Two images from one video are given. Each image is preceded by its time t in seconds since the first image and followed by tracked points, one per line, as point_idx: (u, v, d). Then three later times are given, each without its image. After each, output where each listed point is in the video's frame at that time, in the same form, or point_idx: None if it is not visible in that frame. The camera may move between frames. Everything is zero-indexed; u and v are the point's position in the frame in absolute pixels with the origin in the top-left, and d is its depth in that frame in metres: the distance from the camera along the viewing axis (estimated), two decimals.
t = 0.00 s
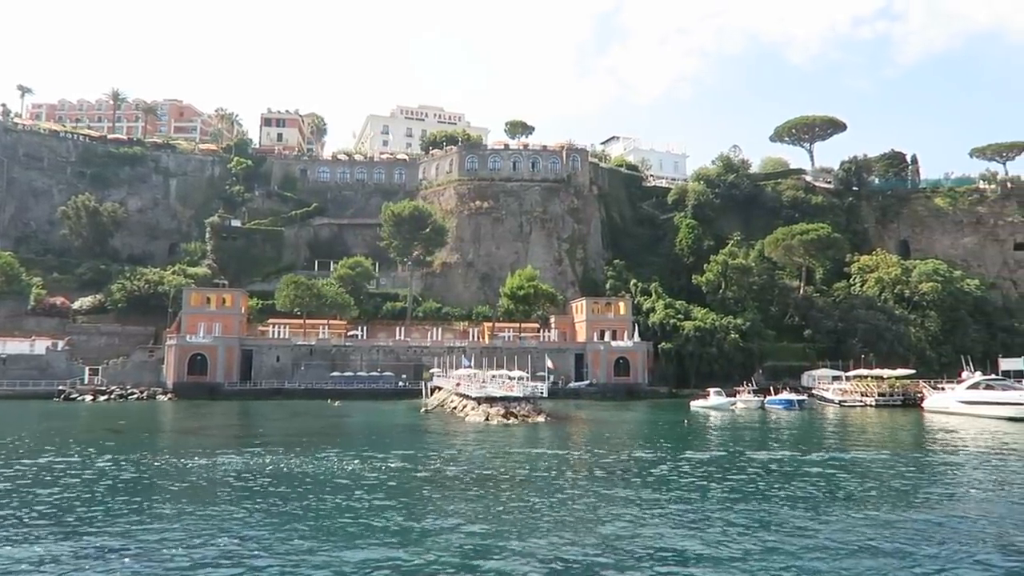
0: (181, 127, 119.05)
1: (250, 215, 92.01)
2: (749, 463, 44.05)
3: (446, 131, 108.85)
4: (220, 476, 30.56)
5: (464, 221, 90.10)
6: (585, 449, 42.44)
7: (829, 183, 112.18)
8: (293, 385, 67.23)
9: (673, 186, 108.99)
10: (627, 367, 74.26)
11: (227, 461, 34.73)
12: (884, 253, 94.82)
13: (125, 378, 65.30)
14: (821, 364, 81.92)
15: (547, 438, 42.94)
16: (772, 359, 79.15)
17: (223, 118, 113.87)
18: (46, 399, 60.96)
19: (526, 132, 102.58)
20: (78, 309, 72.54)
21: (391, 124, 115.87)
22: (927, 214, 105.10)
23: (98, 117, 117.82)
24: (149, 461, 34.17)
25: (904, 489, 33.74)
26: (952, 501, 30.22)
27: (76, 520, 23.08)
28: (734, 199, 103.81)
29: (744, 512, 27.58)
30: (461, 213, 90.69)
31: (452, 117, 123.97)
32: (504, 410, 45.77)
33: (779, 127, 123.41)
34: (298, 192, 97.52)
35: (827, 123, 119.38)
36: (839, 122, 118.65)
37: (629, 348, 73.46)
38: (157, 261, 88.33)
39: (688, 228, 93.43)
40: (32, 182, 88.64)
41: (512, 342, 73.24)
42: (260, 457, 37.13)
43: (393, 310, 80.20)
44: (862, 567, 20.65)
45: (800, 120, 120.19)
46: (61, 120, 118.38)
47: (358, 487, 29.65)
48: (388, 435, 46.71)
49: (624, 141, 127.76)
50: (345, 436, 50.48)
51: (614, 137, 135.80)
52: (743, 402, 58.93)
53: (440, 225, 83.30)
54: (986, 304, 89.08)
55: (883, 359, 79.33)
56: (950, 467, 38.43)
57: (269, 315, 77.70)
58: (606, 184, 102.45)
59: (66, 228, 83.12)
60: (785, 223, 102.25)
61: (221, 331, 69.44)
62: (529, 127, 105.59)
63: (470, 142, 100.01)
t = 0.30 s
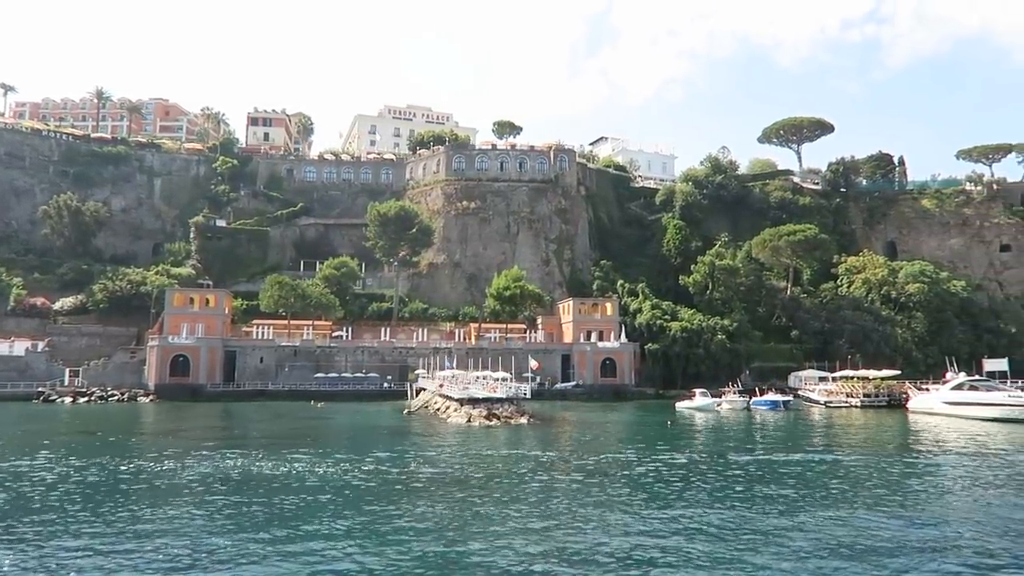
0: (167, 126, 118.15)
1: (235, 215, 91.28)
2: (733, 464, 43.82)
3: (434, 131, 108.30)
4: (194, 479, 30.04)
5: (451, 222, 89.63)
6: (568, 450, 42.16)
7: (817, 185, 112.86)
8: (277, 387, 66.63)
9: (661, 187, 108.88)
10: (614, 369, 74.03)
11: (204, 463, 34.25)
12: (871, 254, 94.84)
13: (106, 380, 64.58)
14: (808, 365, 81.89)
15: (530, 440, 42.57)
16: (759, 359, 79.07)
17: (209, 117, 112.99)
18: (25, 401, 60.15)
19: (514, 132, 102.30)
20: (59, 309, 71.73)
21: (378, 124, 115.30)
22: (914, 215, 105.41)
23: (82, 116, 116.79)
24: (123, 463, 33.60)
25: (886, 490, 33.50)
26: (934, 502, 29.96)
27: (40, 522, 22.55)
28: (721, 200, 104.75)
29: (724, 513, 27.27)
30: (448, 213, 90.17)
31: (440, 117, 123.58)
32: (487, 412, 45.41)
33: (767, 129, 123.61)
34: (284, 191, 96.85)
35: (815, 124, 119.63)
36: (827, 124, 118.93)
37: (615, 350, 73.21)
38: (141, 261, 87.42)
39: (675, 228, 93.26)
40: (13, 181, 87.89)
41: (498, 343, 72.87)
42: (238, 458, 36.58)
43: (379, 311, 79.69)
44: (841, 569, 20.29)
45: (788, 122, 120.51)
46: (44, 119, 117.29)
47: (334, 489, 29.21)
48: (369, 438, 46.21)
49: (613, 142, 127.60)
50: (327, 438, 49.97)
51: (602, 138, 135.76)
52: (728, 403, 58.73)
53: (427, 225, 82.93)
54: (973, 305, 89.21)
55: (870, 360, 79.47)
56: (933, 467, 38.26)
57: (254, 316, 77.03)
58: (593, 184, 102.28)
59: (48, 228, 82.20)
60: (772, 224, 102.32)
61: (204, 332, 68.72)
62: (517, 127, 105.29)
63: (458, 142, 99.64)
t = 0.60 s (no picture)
0: (151, 125, 117.24)
1: (219, 215, 90.42)
2: (717, 465, 43.56)
3: (421, 131, 107.82)
4: (167, 480, 29.52)
5: (437, 222, 89.01)
6: (552, 451, 41.87)
7: (804, 186, 113.17)
8: (260, 388, 65.93)
9: (649, 187, 108.80)
10: (600, 369, 73.78)
11: (179, 465, 33.67)
12: (858, 255, 94.99)
13: (86, 381, 63.78)
14: (795, 365, 81.90)
15: (513, 441, 42.21)
16: (746, 360, 78.99)
17: (194, 117, 112.14)
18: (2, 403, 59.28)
19: (501, 132, 101.97)
20: (39, 310, 70.85)
21: (365, 124, 114.76)
22: (900, 217, 105.77)
23: (65, 115, 115.69)
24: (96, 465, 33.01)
25: (870, 491, 33.27)
26: (916, 503, 29.73)
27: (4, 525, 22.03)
28: (709, 201, 105.03)
29: (705, 513, 26.94)
30: (434, 214, 89.60)
31: (428, 117, 123.13)
32: (469, 413, 45.01)
33: (754, 130, 123.85)
34: (269, 192, 96.10)
35: (802, 125, 119.94)
36: (814, 125, 119.22)
37: (602, 350, 72.96)
38: (123, 261, 86.47)
39: (663, 229, 93.08)
40: None
41: (484, 344, 72.49)
42: (214, 461, 36.02)
43: (364, 312, 79.14)
44: (820, 568, 20.02)
45: (775, 123, 120.81)
46: (27, 118, 116.13)
47: (310, 492, 28.71)
48: (351, 440, 45.72)
49: (601, 142, 127.49)
50: (308, 439, 49.38)
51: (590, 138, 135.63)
52: (714, 404, 58.52)
53: (413, 226, 82.47)
54: (959, 305, 89.42)
55: (856, 360, 79.71)
56: (917, 468, 38.12)
57: (237, 317, 76.33)
58: (581, 185, 102.08)
59: (28, 228, 81.24)
60: (759, 225, 102.40)
61: (186, 333, 67.95)
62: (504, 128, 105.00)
63: (444, 142, 99.26)
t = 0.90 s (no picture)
0: (134, 124, 116.19)
1: (201, 215, 89.54)
2: (698, 466, 43.34)
3: (406, 131, 107.27)
4: (135, 483, 28.91)
5: (422, 222, 88.43)
6: (531, 452, 41.58)
7: (789, 187, 113.39)
8: (240, 389, 65.18)
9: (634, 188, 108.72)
10: (584, 370, 73.52)
11: (151, 467, 33.13)
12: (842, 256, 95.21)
13: (62, 384, 62.96)
14: (779, 366, 81.94)
15: (493, 442, 41.87)
16: (730, 361, 78.98)
17: (176, 116, 111.15)
18: None
19: (487, 132, 101.59)
20: (15, 310, 69.88)
21: (350, 124, 114.14)
22: (884, 218, 106.23)
23: (45, 113, 114.40)
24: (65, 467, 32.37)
25: (849, 493, 33.11)
26: (893, 504, 29.60)
27: None
28: (694, 202, 105.25)
29: (682, 514, 26.67)
30: (418, 214, 89.00)
31: (413, 117, 122.60)
32: (448, 414, 44.63)
33: (739, 131, 124.11)
34: (252, 191, 95.28)
35: (787, 127, 120.31)
36: (800, 126, 119.55)
37: (586, 351, 72.76)
38: (103, 262, 85.48)
39: (648, 229, 92.91)
40: None
41: (467, 345, 72.14)
42: (188, 462, 35.41)
43: (347, 312, 78.54)
44: (795, 569, 19.89)
45: (761, 125, 121.02)
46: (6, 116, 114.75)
47: (282, 494, 28.22)
48: (329, 442, 45.23)
49: (587, 143, 127.38)
50: (286, 440, 48.81)
51: (576, 139, 135.45)
52: (697, 405, 58.37)
53: (396, 225, 82.00)
54: (942, 306, 89.74)
55: (840, 360, 79.89)
56: (896, 469, 38.03)
57: (218, 317, 75.53)
58: (566, 185, 101.85)
59: (5, 227, 80.05)
60: (744, 225, 102.51)
61: (165, 334, 67.08)
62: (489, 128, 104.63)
63: (429, 142, 98.78)
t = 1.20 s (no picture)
0: (111, 121, 114.75)
1: (179, 213, 88.40)
2: (675, 466, 43.16)
3: (388, 129, 106.53)
4: (99, 484, 28.27)
5: (402, 222, 87.73)
6: (508, 452, 41.22)
7: (771, 188, 113.74)
8: (216, 390, 64.37)
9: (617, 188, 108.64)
10: (565, 370, 73.26)
11: (117, 467, 32.46)
12: (823, 256, 95.54)
13: (34, 384, 62.04)
14: (760, 366, 82.11)
15: (469, 443, 41.47)
16: (711, 361, 79.01)
17: (155, 112, 109.86)
18: None
19: (469, 131, 101.09)
20: None
21: (332, 122, 113.25)
22: (865, 219, 106.77)
23: (21, 109, 112.74)
24: (28, 468, 31.60)
25: (824, 492, 33.00)
26: (868, 504, 29.55)
27: None
28: (676, 202, 105.33)
29: (655, 515, 26.41)
30: (399, 213, 88.25)
31: (395, 116, 121.85)
32: (423, 415, 44.17)
33: (722, 132, 124.37)
34: (231, 189, 94.19)
35: (769, 128, 120.71)
36: (782, 127, 119.99)
37: (567, 351, 72.51)
38: (78, 260, 84.25)
39: (630, 229, 92.77)
40: None
41: (447, 345, 71.65)
42: (156, 463, 34.77)
43: (327, 312, 77.81)
44: (766, 568, 19.72)
45: (743, 126, 121.33)
46: None
47: (250, 495, 27.71)
48: (304, 443, 44.65)
49: (570, 142, 127.15)
50: (261, 440, 48.11)
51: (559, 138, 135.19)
52: (676, 405, 58.23)
53: (377, 224, 81.29)
54: (922, 307, 90.25)
55: (820, 360, 80.21)
56: (873, 470, 38.00)
57: (195, 317, 74.58)
58: (548, 185, 101.57)
59: None
60: (726, 226, 102.70)
61: (140, 334, 66.10)
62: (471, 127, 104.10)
63: (411, 141, 98.13)
